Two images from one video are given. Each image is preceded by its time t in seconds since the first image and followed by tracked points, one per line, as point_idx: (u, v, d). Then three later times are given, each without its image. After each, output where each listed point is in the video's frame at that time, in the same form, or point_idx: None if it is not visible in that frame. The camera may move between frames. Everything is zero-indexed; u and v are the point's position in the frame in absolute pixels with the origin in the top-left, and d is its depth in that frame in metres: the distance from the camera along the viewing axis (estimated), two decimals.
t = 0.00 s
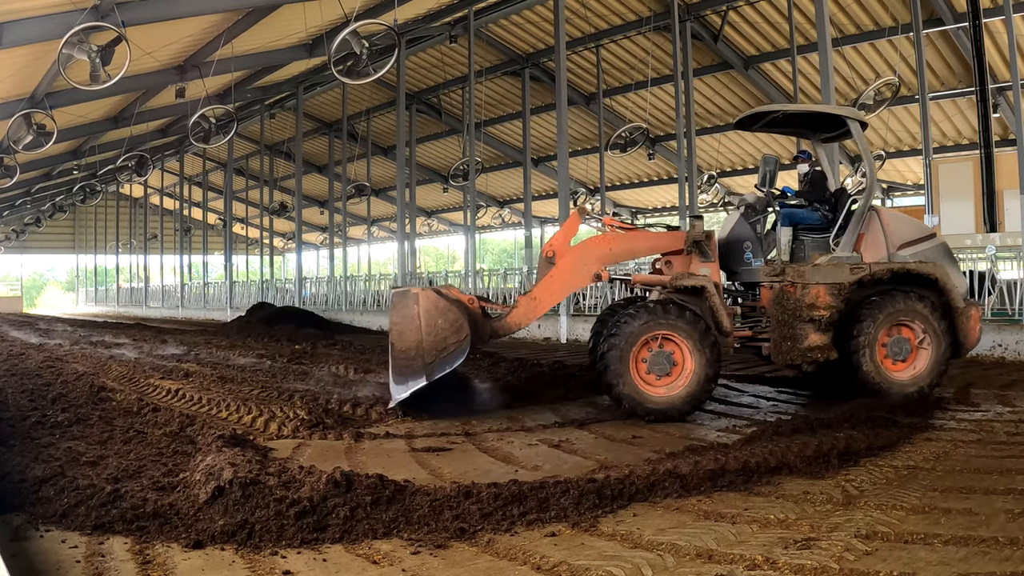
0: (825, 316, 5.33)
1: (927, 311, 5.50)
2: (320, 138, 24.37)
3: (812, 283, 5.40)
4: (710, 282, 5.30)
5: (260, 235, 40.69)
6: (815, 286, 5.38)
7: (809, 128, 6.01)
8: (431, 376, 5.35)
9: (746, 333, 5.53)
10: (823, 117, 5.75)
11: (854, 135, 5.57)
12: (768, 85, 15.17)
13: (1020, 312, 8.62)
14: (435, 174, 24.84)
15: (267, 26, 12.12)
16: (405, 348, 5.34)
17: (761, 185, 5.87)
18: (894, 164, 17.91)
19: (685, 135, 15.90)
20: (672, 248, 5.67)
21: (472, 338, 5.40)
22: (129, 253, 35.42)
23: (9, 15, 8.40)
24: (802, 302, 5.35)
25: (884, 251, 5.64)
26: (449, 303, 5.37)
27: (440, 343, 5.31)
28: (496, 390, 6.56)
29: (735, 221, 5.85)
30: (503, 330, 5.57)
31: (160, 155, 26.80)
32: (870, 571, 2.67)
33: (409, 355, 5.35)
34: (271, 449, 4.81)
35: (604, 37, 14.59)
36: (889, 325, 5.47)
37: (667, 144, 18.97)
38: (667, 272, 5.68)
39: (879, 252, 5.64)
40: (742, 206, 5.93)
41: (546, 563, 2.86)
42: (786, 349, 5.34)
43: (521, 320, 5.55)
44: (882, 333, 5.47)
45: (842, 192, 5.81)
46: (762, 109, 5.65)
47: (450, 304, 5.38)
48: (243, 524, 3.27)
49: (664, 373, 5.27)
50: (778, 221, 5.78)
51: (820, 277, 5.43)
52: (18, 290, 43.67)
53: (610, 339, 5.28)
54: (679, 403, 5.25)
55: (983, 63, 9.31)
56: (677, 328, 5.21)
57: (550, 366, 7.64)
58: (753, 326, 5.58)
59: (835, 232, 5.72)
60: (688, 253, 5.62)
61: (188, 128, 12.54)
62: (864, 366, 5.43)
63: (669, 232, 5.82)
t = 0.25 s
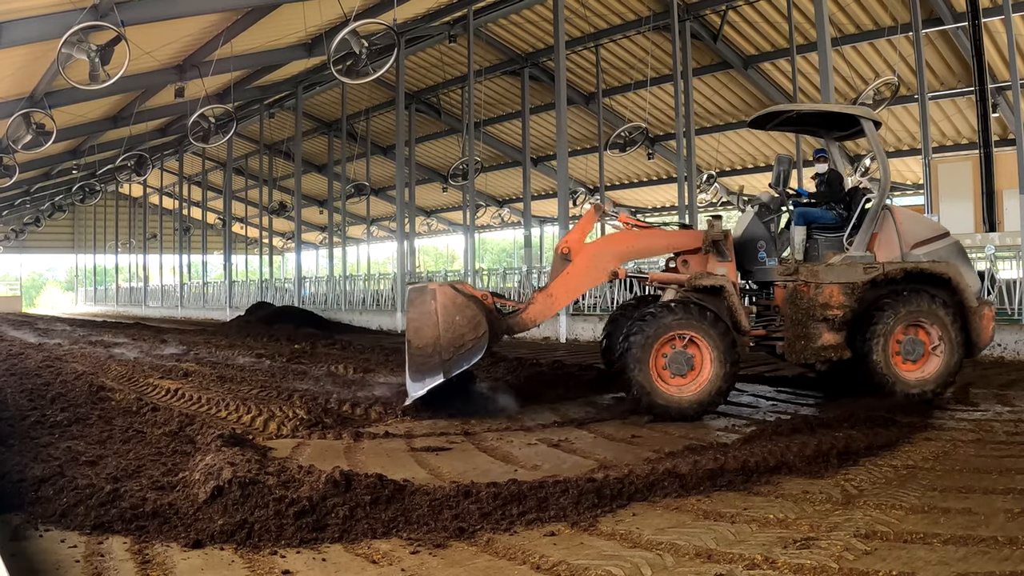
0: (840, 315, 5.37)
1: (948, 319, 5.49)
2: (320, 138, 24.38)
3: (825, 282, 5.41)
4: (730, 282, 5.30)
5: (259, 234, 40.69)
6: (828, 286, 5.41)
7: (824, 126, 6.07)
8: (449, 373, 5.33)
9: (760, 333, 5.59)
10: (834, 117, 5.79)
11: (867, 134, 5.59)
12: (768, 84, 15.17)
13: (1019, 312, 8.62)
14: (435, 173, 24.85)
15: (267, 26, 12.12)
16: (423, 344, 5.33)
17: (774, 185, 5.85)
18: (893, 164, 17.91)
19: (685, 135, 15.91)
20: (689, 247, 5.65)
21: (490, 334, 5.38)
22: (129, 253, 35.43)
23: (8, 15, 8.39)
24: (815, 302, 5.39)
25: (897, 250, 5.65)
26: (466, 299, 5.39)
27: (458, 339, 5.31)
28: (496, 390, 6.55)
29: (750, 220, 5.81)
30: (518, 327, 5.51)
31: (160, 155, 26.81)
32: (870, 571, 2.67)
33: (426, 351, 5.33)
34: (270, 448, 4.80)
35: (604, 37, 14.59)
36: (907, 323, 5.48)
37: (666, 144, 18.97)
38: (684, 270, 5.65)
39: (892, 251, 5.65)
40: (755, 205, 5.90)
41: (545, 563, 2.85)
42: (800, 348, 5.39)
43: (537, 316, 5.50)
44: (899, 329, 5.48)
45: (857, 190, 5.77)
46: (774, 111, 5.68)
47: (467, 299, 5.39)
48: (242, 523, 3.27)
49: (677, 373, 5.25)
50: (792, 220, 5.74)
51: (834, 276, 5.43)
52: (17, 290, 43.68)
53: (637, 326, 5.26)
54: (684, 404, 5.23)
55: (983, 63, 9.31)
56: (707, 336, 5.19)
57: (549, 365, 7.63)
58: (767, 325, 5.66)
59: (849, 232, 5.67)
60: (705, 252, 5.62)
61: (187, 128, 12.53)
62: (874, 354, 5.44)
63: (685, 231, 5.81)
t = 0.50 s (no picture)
0: (849, 314, 5.42)
1: (962, 327, 5.50)
2: (319, 138, 24.37)
3: (836, 282, 5.44)
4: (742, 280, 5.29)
5: (258, 234, 40.69)
6: (839, 285, 5.44)
7: (834, 125, 6.10)
8: (462, 368, 5.29)
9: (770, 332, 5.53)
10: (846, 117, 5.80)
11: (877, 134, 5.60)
12: (767, 84, 15.17)
13: (1018, 312, 8.62)
14: (434, 173, 24.84)
15: (266, 26, 12.12)
16: (435, 340, 5.31)
17: (785, 184, 5.85)
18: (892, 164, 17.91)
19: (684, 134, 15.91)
20: (701, 246, 5.67)
21: (502, 330, 5.35)
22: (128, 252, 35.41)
23: (7, 14, 8.40)
24: (825, 302, 5.43)
25: (908, 250, 5.64)
26: (479, 294, 5.35)
27: (470, 334, 5.28)
28: (495, 390, 6.55)
29: (760, 221, 5.79)
30: (530, 323, 5.50)
31: (159, 154, 26.81)
32: (869, 571, 2.67)
33: (438, 347, 5.31)
34: (269, 448, 4.80)
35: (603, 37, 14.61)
36: (924, 322, 5.46)
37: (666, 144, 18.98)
38: (695, 270, 5.65)
39: (902, 251, 5.64)
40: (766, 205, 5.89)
41: (544, 563, 2.85)
42: (811, 347, 5.41)
43: (548, 312, 5.49)
44: (913, 328, 5.46)
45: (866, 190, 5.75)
46: (786, 110, 5.69)
47: (480, 294, 5.35)
48: (242, 523, 3.27)
49: (688, 371, 5.24)
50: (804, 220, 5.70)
51: (844, 276, 5.46)
52: (17, 290, 43.67)
53: (660, 318, 5.21)
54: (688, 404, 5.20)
55: (981, 63, 9.31)
56: (727, 342, 5.19)
57: (549, 365, 7.62)
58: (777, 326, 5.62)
59: (859, 232, 5.68)
60: (717, 252, 5.61)
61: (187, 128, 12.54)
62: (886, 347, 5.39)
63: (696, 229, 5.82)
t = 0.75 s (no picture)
0: (858, 314, 5.36)
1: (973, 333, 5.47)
2: (318, 137, 24.37)
3: (845, 281, 5.40)
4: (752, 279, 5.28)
5: (258, 234, 40.68)
6: (848, 285, 5.40)
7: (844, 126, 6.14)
8: (470, 360, 5.30)
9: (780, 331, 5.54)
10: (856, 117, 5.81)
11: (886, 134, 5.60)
12: (766, 84, 15.17)
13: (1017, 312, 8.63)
14: (433, 173, 24.85)
15: (265, 25, 12.11)
16: (444, 331, 5.29)
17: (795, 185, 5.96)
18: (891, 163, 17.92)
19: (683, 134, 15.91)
20: (711, 245, 5.69)
21: (511, 323, 5.37)
22: (128, 252, 35.39)
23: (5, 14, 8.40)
24: (835, 301, 5.40)
25: (915, 250, 5.63)
26: (489, 286, 5.35)
27: (480, 326, 5.28)
28: (494, 389, 6.55)
29: (770, 220, 5.91)
30: (538, 317, 5.49)
31: (158, 154, 26.80)
32: (868, 571, 2.67)
33: (447, 339, 5.29)
34: (268, 448, 4.80)
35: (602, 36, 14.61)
36: (938, 325, 5.42)
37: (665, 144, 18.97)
38: (705, 269, 5.71)
39: (911, 251, 5.63)
40: (776, 206, 5.99)
41: (544, 562, 2.86)
42: (819, 347, 5.39)
43: (556, 306, 5.49)
44: (926, 328, 5.42)
45: (876, 191, 5.81)
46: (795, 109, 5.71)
47: (490, 288, 5.35)
48: (241, 523, 3.27)
49: (695, 369, 5.24)
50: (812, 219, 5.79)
51: (854, 275, 5.41)
52: (16, 290, 43.66)
53: (679, 313, 5.22)
54: (688, 405, 5.20)
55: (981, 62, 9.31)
56: (739, 348, 5.19)
57: (548, 365, 7.63)
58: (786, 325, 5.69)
59: (868, 232, 5.69)
60: (727, 252, 5.66)
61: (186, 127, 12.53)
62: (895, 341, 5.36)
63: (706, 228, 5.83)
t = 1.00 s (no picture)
0: (868, 314, 5.36)
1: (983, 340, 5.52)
2: (318, 137, 24.37)
3: (854, 281, 5.40)
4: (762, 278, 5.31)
5: (257, 233, 40.68)
6: (857, 285, 5.40)
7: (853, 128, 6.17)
8: (480, 355, 5.30)
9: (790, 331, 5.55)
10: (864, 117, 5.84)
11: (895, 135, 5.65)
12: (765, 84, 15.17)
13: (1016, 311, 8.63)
14: (432, 172, 24.85)
15: (264, 25, 12.11)
16: (454, 327, 5.29)
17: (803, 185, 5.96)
18: (891, 163, 17.92)
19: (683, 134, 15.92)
20: (721, 245, 5.68)
21: (521, 319, 5.37)
22: (127, 251, 35.36)
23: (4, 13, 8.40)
24: (844, 301, 5.39)
25: (925, 250, 5.64)
26: (499, 282, 5.35)
27: (490, 322, 5.28)
28: (493, 388, 6.55)
29: (779, 220, 5.80)
30: (547, 314, 5.51)
31: (158, 153, 26.79)
32: (868, 570, 2.67)
33: (457, 334, 5.28)
34: (268, 447, 4.80)
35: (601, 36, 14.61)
36: (949, 327, 5.47)
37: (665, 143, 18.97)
38: (714, 268, 5.69)
39: (920, 251, 5.65)
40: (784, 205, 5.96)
41: (543, 562, 2.86)
42: (828, 347, 5.39)
43: (566, 303, 5.49)
44: (938, 326, 5.46)
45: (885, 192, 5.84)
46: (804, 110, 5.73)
47: (501, 283, 5.36)
48: (240, 522, 3.27)
49: (703, 366, 5.25)
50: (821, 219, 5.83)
51: (862, 276, 5.42)
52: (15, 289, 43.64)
53: (700, 307, 5.22)
54: (688, 403, 5.21)
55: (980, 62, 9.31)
56: (750, 355, 5.19)
57: (547, 364, 7.63)
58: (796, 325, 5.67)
59: (878, 232, 5.72)
60: (737, 251, 5.62)
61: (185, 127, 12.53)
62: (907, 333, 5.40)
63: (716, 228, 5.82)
